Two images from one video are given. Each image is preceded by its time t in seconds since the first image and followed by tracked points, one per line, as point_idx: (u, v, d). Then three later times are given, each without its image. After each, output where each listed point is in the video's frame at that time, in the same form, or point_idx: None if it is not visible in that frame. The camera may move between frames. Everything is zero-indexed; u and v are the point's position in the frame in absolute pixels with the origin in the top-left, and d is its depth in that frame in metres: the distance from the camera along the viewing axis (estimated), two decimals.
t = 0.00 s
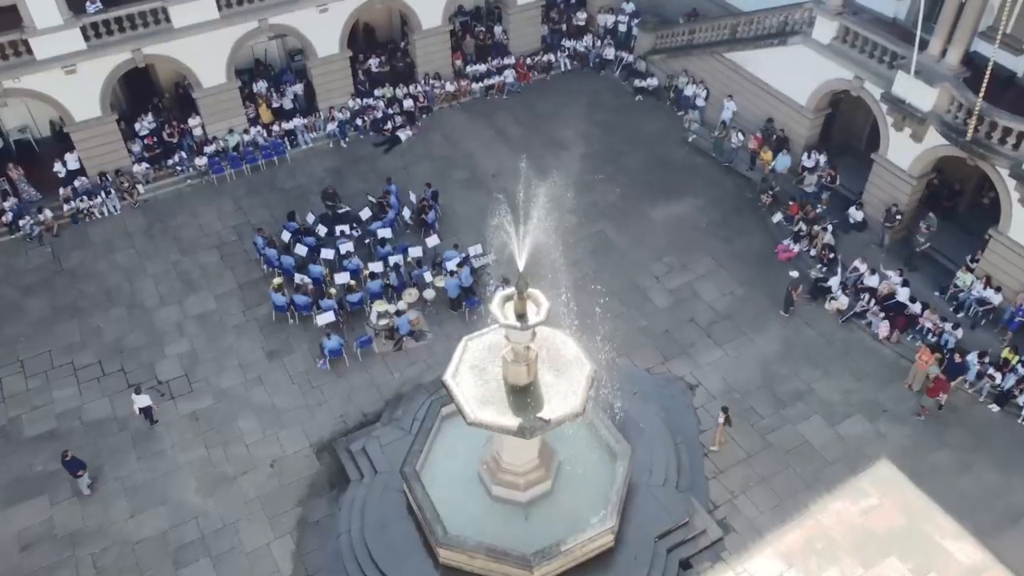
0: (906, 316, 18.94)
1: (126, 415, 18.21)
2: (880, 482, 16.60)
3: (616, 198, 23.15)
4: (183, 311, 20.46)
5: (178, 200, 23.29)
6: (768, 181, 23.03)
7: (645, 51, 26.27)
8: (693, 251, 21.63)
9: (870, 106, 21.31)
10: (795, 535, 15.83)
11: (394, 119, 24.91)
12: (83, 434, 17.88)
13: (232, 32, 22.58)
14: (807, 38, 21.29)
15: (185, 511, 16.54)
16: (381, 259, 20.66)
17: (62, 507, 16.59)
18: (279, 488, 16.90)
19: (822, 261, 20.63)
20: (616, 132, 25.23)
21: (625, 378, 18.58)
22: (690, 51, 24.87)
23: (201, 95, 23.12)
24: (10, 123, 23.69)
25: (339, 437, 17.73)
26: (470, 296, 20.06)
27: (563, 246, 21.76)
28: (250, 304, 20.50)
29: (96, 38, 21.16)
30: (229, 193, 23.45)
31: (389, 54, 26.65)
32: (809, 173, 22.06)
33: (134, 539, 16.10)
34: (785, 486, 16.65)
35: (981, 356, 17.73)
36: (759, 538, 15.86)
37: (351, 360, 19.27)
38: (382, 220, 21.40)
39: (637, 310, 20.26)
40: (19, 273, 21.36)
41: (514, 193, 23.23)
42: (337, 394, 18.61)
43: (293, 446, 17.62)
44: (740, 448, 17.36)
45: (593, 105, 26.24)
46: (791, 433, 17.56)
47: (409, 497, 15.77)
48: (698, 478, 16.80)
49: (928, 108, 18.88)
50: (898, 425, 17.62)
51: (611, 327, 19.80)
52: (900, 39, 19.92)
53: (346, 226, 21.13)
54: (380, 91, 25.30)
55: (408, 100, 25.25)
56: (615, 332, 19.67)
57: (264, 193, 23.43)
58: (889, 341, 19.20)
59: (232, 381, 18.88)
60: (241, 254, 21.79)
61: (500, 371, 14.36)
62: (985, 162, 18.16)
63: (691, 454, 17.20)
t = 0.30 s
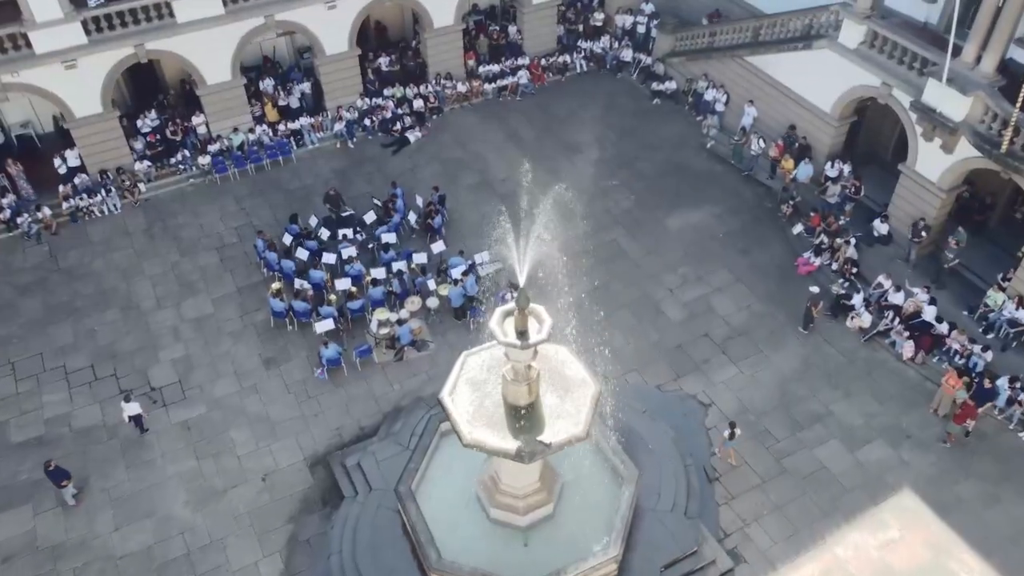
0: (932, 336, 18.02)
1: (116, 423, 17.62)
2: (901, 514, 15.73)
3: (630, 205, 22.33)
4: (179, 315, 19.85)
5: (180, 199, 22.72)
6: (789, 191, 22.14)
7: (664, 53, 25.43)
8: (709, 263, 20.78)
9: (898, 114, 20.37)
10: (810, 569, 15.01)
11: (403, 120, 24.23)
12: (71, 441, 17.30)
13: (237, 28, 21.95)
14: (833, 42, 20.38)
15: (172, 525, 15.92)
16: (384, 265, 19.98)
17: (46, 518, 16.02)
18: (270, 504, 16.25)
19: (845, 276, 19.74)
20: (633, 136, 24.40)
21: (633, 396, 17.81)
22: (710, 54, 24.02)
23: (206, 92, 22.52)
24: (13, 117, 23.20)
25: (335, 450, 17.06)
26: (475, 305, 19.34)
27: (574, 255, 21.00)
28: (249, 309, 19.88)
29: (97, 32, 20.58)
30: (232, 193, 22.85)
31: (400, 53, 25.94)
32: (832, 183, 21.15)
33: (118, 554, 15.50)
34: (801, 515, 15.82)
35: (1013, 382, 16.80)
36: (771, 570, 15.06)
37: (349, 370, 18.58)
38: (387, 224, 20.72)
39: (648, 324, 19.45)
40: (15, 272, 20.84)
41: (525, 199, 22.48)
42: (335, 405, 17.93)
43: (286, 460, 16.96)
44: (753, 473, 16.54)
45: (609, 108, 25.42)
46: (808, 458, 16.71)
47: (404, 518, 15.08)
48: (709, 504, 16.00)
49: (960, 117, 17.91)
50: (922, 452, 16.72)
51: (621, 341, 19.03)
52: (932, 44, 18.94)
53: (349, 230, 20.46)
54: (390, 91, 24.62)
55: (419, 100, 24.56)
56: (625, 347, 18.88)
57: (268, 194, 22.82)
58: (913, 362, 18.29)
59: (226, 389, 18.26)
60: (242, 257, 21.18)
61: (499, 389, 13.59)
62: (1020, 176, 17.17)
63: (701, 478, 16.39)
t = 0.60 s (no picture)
0: (957, 358, 17.08)
1: (102, 431, 17.02)
2: (921, 548, 14.85)
3: (642, 213, 21.51)
4: (173, 319, 19.24)
5: (179, 199, 22.13)
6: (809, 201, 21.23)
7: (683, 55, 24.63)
8: (723, 275, 19.92)
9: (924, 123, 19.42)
10: None
11: (411, 120, 23.53)
12: (55, 449, 16.71)
13: (241, 23, 21.34)
14: (858, 46, 19.45)
15: (155, 540, 15.28)
16: (385, 271, 19.27)
17: (24, 529, 15.43)
18: (256, 520, 15.58)
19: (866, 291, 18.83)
20: (647, 141, 23.56)
21: (640, 417, 17.02)
22: (729, 57, 23.14)
23: (208, 89, 21.92)
24: (12, 112, 22.67)
25: (327, 465, 16.38)
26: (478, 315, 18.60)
27: (582, 265, 20.24)
28: (245, 314, 19.24)
29: (96, 26, 20.06)
30: (232, 194, 22.24)
31: (408, 51, 25.18)
32: (854, 194, 20.19)
33: (96, 570, 14.88)
34: (814, 547, 14.96)
35: None
36: None
37: (345, 380, 17.88)
38: (389, 229, 20.02)
39: (658, 338, 18.63)
40: (8, 271, 20.32)
41: (534, 205, 21.72)
42: (329, 417, 17.24)
43: (275, 474, 16.29)
44: (764, 500, 15.68)
45: (623, 111, 24.58)
46: (822, 486, 15.84)
47: (394, 540, 14.34)
48: (716, 533, 15.16)
49: (992, 127, 16.96)
50: (944, 482, 15.81)
51: (628, 357, 18.25)
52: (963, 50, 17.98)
53: (350, 233, 19.77)
54: (398, 91, 23.93)
55: (427, 101, 23.84)
56: (634, 364, 18.11)
57: (269, 195, 22.19)
58: (937, 385, 17.35)
59: (217, 398, 17.63)
60: (240, 260, 20.56)
61: (494, 409, 12.82)
62: None
63: (708, 504, 15.56)
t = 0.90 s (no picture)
0: (982, 381, 16.16)
1: (84, 438, 16.43)
2: None
3: (652, 221, 20.68)
4: (163, 322, 18.62)
5: (176, 197, 21.52)
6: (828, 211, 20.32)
7: (698, 57, 23.88)
8: (736, 287, 19.06)
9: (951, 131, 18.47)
10: None
11: (416, 121, 22.83)
12: (36, 456, 16.13)
13: (241, 18, 20.70)
14: (882, 50, 18.53)
15: (133, 556, 14.66)
16: (382, 277, 18.57)
17: None
18: (239, 536, 14.93)
19: (886, 308, 17.93)
20: (660, 146, 22.72)
21: (644, 436, 16.23)
22: (747, 59, 22.25)
23: (207, 86, 21.29)
24: (10, 106, 22.05)
25: (315, 479, 15.71)
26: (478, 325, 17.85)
27: (589, 273, 19.47)
28: (237, 318, 18.60)
29: (92, 19, 19.51)
30: (231, 193, 21.61)
31: (415, 49, 24.38)
32: (876, 205, 19.26)
33: None
34: None
35: None
36: None
37: (338, 390, 17.19)
38: (388, 233, 19.32)
39: (665, 353, 17.81)
40: None
41: (541, 210, 20.94)
42: (319, 428, 16.56)
43: (261, 488, 15.63)
44: (773, 528, 14.84)
45: (636, 114, 23.75)
46: (835, 514, 14.97)
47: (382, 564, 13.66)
48: (722, 562, 14.33)
49: None
50: (966, 514, 14.91)
51: (633, 372, 17.45)
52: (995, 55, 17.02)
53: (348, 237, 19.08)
54: (403, 90, 23.22)
55: (434, 100, 23.14)
56: (639, 380, 17.30)
57: (268, 195, 21.54)
58: (960, 409, 16.45)
59: (205, 406, 16.99)
60: (235, 262, 19.92)
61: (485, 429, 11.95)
62: None
63: (714, 532, 14.73)
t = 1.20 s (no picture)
0: (1004, 407, 15.26)
1: (62, 446, 15.83)
2: None
3: (660, 229, 19.88)
4: (150, 326, 18.01)
5: (169, 196, 20.93)
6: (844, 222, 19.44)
7: (713, 59, 23.03)
8: (746, 301, 18.22)
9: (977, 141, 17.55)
10: None
11: (419, 121, 22.14)
12: (11, 464, 15.54)
13: (239, 13, 20.06)
14: (905, 54, 17.63)
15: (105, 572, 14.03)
16: (377, 283, 17.88)
17: None
18: (217, 554, 14.27)
19: (903, 326, 17.05)
20: (671, 151, 21.91)
21: (644, 456, 15.44)
22: (763, 62, 21.38)
23: (204, 82, 20.65)
24: (4, 101, 21.57)
25: (298, 495, 15.05)
26: (474, 335, 17.16)
27: (592, 284, 18.70)
28: (226, 323, 17.97)
29: (85, 12, 18.94)
30: (226, 193, 20.99)
31: (420, 47, 23.68)
32: (895, 216, 18.35)
33: None
34: None
35: None
36: None
37: (327, 401, 16.51)
38: (385, 238, 18.65)
39: (669, 369, 17.02)
40: None
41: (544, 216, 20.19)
42: (306, 441, 15.90)
43: (242, 503, 14.98)
44: (778, 559, 14.00)
45: (646, 118, 22.94)
46: (845, 546, 14.13)
47: None
48: None
49: None
50: (984, 549, 14.03)
51: (635, 389, 16.67)
52: None
53: (343, 241, 18.43)
54: (407, 89, 22.53)
55: (437, 100, 22.42)
56: (641, 398, 16.52)
57: (265, 195, 20.91)
58: (981, 436, 15.56)
59: (189, 415, 16.37)
60: (227, 264, 19.28)
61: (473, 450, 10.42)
62: None
63: (715, 562, 13.90)
